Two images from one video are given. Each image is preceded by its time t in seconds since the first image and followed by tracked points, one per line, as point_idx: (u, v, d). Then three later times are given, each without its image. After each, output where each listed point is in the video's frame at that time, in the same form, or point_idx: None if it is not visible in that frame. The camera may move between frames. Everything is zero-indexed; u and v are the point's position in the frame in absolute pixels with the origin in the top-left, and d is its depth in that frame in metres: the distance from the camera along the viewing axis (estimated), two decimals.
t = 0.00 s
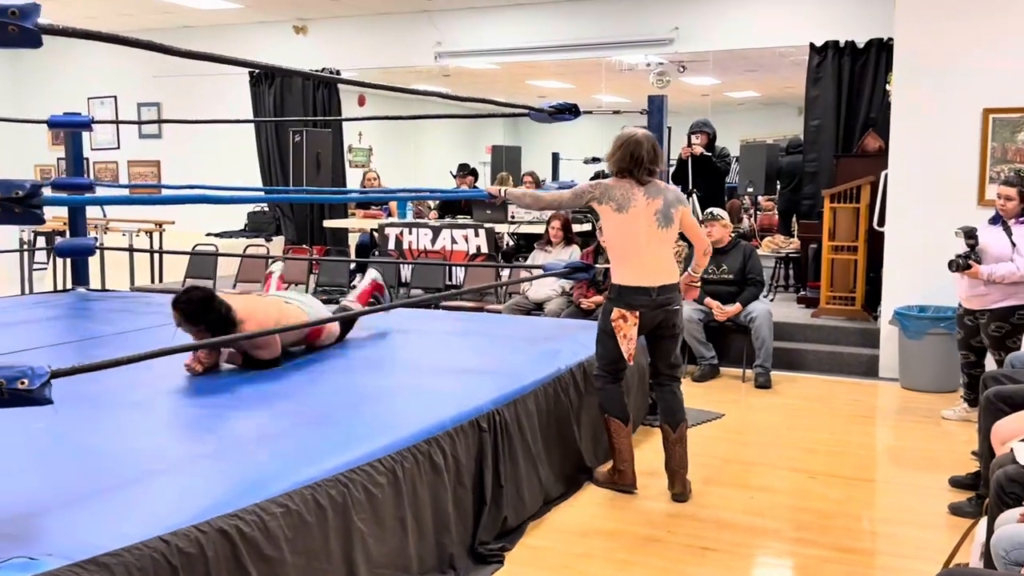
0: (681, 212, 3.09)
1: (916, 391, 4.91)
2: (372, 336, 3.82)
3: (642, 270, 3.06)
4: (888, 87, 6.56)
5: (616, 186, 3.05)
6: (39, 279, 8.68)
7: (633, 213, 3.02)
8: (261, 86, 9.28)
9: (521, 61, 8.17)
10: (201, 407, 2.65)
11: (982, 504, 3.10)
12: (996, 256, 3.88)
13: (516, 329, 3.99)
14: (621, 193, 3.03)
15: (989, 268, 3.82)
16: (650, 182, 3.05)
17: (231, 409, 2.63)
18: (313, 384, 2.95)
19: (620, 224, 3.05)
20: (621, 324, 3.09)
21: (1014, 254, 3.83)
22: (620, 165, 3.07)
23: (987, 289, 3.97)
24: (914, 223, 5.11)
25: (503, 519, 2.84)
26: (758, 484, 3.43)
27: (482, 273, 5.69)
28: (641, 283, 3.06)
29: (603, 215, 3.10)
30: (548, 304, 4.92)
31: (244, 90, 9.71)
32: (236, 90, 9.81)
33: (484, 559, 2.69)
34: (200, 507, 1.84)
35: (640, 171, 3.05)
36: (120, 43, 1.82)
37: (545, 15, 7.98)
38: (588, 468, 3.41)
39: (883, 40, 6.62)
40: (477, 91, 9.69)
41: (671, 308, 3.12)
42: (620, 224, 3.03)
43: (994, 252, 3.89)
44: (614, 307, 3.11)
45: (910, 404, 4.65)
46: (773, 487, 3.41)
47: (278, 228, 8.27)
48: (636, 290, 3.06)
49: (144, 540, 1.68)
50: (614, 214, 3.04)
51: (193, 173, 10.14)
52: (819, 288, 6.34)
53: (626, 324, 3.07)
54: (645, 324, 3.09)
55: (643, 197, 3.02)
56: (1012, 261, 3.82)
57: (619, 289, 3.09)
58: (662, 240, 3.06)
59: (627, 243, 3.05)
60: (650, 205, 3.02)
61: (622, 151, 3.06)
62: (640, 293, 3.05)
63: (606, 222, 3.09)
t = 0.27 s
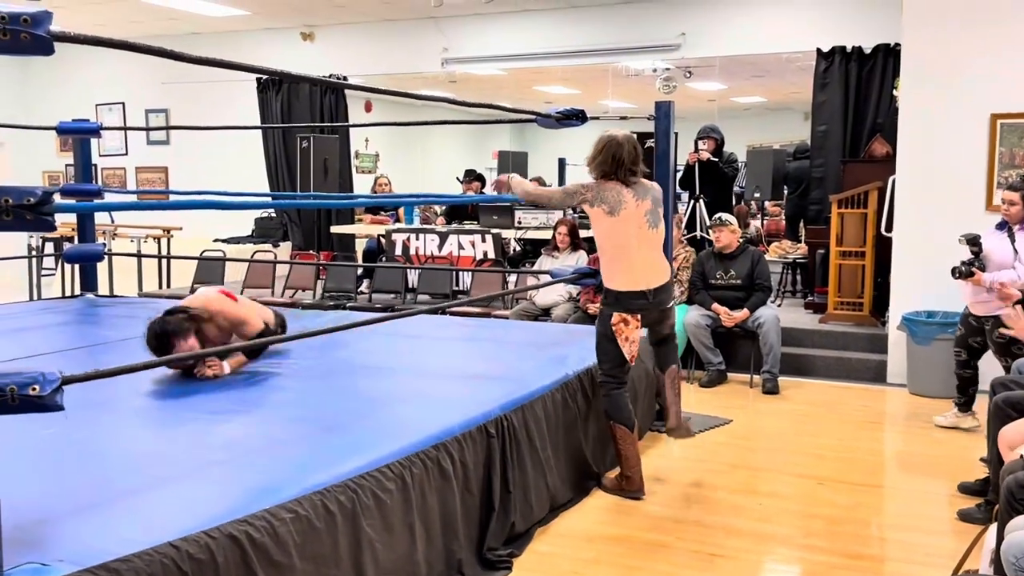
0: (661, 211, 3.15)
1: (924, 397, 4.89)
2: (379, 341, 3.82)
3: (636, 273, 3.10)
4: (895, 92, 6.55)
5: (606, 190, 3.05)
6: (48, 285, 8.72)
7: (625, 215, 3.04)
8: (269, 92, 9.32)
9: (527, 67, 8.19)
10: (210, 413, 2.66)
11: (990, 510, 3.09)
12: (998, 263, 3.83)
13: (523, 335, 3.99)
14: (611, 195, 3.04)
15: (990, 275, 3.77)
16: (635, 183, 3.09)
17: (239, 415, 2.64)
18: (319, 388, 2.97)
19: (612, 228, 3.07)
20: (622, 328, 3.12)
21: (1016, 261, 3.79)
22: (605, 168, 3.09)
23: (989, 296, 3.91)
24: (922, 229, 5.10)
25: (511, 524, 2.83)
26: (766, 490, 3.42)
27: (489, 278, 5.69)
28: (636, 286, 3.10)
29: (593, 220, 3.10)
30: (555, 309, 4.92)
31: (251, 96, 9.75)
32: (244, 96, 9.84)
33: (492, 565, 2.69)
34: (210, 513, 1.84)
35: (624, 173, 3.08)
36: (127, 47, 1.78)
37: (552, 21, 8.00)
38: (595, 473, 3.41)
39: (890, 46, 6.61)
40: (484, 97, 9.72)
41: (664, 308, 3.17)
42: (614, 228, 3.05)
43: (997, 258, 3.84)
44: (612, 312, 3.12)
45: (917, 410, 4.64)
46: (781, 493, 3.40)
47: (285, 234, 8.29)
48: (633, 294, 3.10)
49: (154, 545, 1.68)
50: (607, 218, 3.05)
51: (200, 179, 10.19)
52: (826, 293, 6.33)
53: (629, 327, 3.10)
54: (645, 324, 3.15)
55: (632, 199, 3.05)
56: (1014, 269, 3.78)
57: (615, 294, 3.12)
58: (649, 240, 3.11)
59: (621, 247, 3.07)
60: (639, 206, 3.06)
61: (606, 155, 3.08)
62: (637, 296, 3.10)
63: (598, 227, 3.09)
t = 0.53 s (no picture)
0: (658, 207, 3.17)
1: (931, 403, 4.88)
2: (385, 347, 3.83)
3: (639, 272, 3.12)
4: (902, 97, 6.55)
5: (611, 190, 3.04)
6: (55, 291, 8.74)
7: (630, 215, 3.05)
8: (276, 99, 9.35)
9: (534, 73, 8.21)
10: (217, 419, 2.66)
11: (998, 516, 3.07)
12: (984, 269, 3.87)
13: (528, 340, 3.99)
14: (616, 195, 3.03)
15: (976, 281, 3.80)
16: (637, 182, 3.10)
17: (246, 421, 2.64)
18: (325, 395, 2.97)
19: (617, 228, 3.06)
20: (636, 326, 3.20)
21: (1001, 267, 3.81)
22: (609, 167, 3.06)
23: (981, 304, 3.92)
24: (929, 234, 5.09)
25: (517, 529, 2.83)
26: (772, 496, 3.41)
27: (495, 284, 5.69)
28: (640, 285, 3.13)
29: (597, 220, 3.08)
30: (560, 314, 4.92)
31: (258, 102, 9.78)
32: (251, 103, 9.88)
33: (498, 571, 2.68)
34: (217, 520, 1.84)
35: (628, 172, 3.07)
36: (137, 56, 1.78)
37: (558, 27, 8.01)
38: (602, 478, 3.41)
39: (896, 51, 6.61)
40: (490, 103, 9.73)
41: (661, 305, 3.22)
42: (620, 228, 3.05)
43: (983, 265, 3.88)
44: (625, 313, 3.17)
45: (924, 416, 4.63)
46: (788, 499, 3.39)
47: (291, 239, 8.30)
48: (638, 294, 3.13)
49: (161, 551, 1.69)
50: (613, 218, 3.04)
51: (207, 185, 10.21)
52: (833, 299, 6.32)
53: (643, 325, 3.20)
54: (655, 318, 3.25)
55: (635, 198, 3.06)
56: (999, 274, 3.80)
57: (623, 295, 3.13)
58: (650, 238, 3.13)
59: (626, 248, 3.08)
60: (642, 205, 3.07)
61: (611, 153, 3.04)
62: (642, 295, 3.13)
63: (602, 227, 3.08)
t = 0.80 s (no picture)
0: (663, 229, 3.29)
1: (939, 409, 4.86)
2: (392, 353, 3.82)
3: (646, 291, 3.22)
4: (908, 103, 6.54)
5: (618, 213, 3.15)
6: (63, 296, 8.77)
7: (635, 236, 3.17)
8: (283, 105, 9.38)
9: (540, 79, 8.21)
10: (224, 425, 2.67)
11: (1006, 523, 3.06)
12: (957, 274, 3.99)
13: (535, 346, 3.99)
14: (622, 217, 3.15)
15: (949, 284, 3.92)
16: (643, 205, 3.23)
17: (252, 426, 2.65)
18: (332, 400, 2.97)
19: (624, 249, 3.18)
20: (641, 348, 3.33)
21: (973, 271, 3.92)
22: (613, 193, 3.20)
23: (986, 309, 3.92)
24: (936, 240, 5.07)
25: (523, 535, 2.83)
26: (779, 502, 3.40)
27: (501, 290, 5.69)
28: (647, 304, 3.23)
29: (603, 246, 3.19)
30: (566, 320, 4.92)
31: (265, 108, 9.81)
32: (258, 109, 9.91)
33: None
34: (223, 525, 1.85)
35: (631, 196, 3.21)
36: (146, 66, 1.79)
37: (564, 33, 8.02)
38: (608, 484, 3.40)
39: (903, 56, 6.61)
40: (497, 108, 9.74)
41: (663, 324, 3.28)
42: (627, 249, 3.15)
43: (957, 269, 4.00)
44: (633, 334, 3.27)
45: (932, 422, 4.61)
46: (795, 505, 3.38)
47: (298, 245, 8.32)
48: (647, 316, 3.22)
49: (167, 557, 1.69)
50: (619, 240, 3.16)
51: (214, 191, 10.25)
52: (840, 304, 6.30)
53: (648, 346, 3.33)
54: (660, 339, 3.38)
55: (641, 220, 3.18)
56: (971, 278, 3.91)
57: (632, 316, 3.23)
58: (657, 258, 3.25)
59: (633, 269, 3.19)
60: (648, 226, 3.19)
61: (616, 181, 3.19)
62: (651, 317, 3.22)
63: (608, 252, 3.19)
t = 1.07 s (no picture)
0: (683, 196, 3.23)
1: (947, 415, 4.84)
2: (399, 359, 3.83)
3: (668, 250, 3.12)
4: (916, 108, 6.52)
5: (645, 166, 3.05)
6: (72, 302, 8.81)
7: (659, 191, 3.07)
8: (291, 111, 9.42)
9: (547, 84, 8.23)
10: (231, 430, 2.68)
11: (1015, 530, 3.04)
12: (945, 277, 4.06)
13: (542, 352, 3.99)
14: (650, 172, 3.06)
15: (935, 288, 4.00)
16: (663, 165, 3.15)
17: (259, 432, 2.65)
18: (339, 406, 2.98)
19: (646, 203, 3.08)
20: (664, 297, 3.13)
21: (960, 273, 4.00)
22: (636, 151, 3.12)
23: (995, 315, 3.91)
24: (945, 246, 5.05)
25: (530, 541, 2.83)
26: (787, 509, 3.39)
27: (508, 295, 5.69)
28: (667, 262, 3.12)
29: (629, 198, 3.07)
30: (574, 326, 4.92)
31: (273, 114, 9.84)
32: (267, 115, 9.95)
33: None
34: (230, 531, 1.85)
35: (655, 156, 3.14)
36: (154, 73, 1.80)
37: (571, 39, 8.03)
38: (616, 490, 3.40)
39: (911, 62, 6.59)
40: (504, 114, 9.75)
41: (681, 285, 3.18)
42: (651, 201, 3.04)
43: (944, 272, 4.08)
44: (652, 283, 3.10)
45: (941, 428, 4.59)
46: (803, 512, 3.37)
47: (306, 251, 8.34)
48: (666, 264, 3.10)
49: (174, 562, 1.70)
50: (645, 193, 3.05)
51: (223, 197, 10.29)
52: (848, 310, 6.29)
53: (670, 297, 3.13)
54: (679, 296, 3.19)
55: (665, 179, 3.10)
56: (959, 280, 3.99)
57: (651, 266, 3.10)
58: (673, 220, 3.18)
59: (655, 223, 3.08)
60: (670, 186, 3.12)
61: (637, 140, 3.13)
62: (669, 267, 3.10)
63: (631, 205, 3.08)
